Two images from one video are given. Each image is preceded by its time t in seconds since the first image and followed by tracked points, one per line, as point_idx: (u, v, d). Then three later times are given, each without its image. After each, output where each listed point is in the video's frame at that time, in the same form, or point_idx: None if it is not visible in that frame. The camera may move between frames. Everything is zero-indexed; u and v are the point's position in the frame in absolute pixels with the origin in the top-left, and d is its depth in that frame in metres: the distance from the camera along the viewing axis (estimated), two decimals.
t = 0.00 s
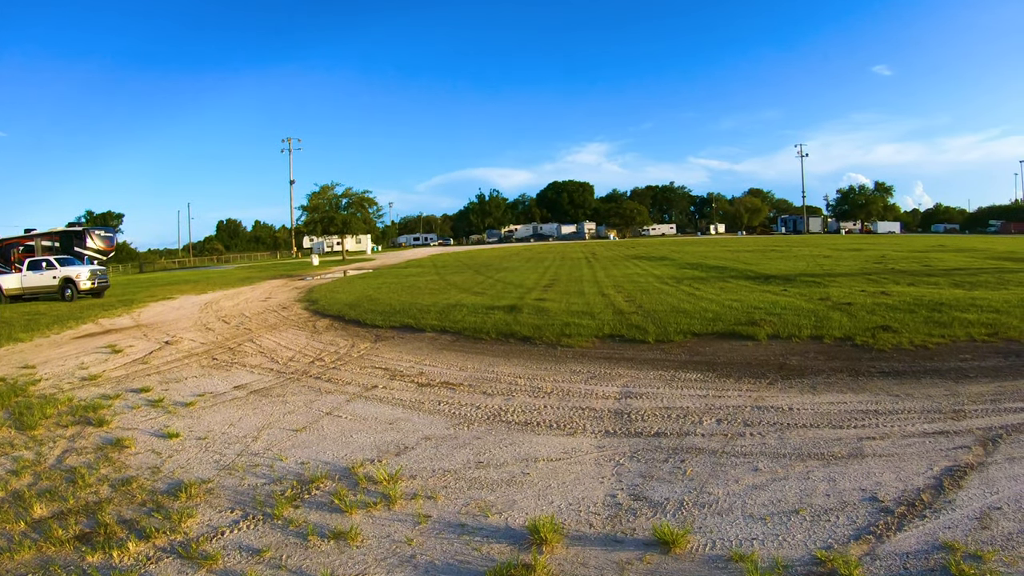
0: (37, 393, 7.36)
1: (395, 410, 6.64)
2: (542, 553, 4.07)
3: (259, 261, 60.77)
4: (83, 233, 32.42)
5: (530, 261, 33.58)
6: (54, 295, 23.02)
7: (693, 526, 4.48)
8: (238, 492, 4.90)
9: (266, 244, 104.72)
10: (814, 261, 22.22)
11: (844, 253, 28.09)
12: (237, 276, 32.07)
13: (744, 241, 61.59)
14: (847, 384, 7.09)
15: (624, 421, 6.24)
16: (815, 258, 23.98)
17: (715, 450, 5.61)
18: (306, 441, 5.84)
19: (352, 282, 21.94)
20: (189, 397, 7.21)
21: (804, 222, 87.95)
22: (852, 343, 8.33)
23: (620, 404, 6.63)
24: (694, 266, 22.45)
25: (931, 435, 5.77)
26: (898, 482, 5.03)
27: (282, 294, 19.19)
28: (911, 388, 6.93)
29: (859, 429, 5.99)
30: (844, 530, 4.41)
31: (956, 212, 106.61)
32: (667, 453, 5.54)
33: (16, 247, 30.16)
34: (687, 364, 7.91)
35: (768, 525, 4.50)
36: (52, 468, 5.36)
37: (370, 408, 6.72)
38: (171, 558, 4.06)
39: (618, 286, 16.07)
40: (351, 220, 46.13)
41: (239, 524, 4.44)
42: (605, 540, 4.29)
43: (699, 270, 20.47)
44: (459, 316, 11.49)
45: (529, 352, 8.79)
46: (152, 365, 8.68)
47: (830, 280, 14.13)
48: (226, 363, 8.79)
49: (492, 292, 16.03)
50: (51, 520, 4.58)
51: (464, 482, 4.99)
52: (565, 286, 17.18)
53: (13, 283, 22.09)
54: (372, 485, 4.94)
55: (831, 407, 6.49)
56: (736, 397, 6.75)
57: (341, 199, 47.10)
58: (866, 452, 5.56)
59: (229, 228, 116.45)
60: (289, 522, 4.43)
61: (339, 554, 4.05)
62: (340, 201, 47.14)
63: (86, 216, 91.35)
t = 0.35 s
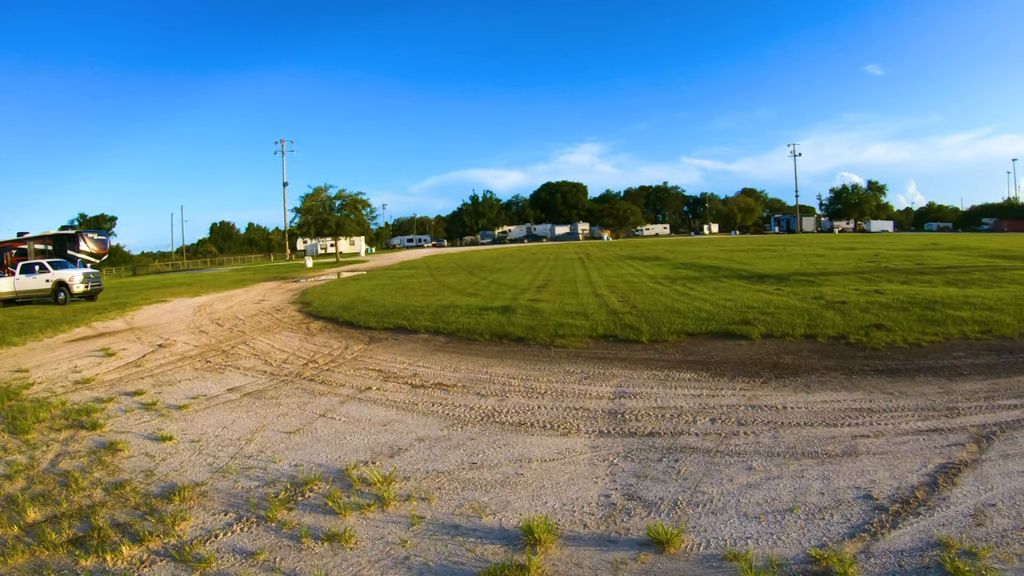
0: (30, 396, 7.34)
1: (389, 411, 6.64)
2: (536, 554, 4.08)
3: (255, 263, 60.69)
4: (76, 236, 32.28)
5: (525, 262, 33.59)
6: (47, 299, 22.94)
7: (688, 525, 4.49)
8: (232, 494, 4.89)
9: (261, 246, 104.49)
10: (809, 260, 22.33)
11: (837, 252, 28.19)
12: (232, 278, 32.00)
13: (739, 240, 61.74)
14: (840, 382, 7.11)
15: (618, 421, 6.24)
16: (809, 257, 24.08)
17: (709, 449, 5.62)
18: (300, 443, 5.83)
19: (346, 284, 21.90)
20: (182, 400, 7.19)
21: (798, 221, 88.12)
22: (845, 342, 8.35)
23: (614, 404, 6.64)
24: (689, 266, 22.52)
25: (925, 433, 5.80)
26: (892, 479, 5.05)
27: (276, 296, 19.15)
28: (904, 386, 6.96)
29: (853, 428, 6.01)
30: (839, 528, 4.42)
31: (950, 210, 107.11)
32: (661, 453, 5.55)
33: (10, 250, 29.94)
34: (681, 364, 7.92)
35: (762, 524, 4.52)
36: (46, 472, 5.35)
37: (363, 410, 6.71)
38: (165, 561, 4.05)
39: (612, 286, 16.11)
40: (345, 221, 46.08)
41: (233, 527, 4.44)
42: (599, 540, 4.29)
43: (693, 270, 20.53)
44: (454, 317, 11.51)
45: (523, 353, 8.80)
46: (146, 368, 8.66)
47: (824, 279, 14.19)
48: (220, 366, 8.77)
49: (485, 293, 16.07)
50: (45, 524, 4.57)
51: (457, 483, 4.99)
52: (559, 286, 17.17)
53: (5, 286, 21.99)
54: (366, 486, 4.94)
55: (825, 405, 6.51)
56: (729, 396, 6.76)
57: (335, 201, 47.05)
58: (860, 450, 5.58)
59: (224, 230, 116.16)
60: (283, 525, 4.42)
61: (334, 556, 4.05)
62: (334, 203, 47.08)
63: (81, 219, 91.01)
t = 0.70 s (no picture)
0: (26, 396, 7.33)
1: (385, 408, 6.65)
2: (531, 548, 4.10)
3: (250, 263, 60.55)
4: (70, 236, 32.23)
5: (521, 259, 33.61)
6: (42, 299, 22.85)
7: (683, 519, 4.51)
8: (228, 492, 4.89)
9: (257, 246, 104.37)
10: (804, 257, 22.36)
11: (832, 248, 28.25)
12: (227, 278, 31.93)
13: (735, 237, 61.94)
14: (835, 376, 7.13)
15: (613, 416, 6.26)
16: (803, 253, 24.16)
17: (704, 443, 5.64)
18: (295, 440, 5.84)
19: (341, 282, 21.88)
20: (177, 398, 7.19)
21: (793, 216, 88.04)
22: (840, 336, 8.38)
23: (609, 399, 6.65)
24: (684, 262, 22.56)
25: (919, 426, 5.82)
26: (887, 472, 5.08)
27: (271, 295, 19.13)
28: (898, 379, 6.99)
29: (848, 421, 6.04)
30: (833, 521, 4.44)
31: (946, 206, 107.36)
32: (656, 447, 5.57)
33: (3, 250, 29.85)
34: (675, 359, 7.94)
35: (757, 517, 4.54)
36: (41, 471, 5.35)
37: (359, 407, 6.72)
38: (161, 559, 4.06)
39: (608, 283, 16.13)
40: (339, 219, 46.07)
41: (229, 524, 4.45)
42: (594, 534, 4.31)
43: (688, 266, 20.58)
44: (449, 314, 11.52)
45: (518, 349, 8.81)
46: (141, 367, 8.66)
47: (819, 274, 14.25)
48: (215, 364, 8.77)
49: (481, 290, 16.09)
50: (41, 522, 4.57)
51: (453, 479, 5.00)
52: (554, 283, 17.19)
53: None
54: (361, 483, 4.95)
55: (819, 399, 6.53)
56: (724, 390, 6.78)
57: (330, 199, 47.01)
58: (855, 443, 5.61)
59: (220, 231, 116.03)
60: (279, 521, 4.43)
61: (329, 551, 4.06)
62: (329, 202, 47.05)
63: (76, 220, 90.74)
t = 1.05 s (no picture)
0: (21, 396, 7.30)
1: (382, 407, 6.64)
2: (530, 548, 4.11)
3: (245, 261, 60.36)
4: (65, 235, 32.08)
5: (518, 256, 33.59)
6: (37, 298, 22.72)
7: (681, 518, 4.53)
8: (225, 492, 4.88)
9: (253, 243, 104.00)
10: (799, 254, 22.40)
11: (827, 246, 28.35)
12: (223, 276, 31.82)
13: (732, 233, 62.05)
14: (830, 374, 7.15)
15: (610, 414, 6.27)
16: (800, 249, 24.18)
17: (700, 442, 5.65)
18: (292, 439, 5.83)
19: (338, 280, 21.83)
20: (174, 398, 7.17)
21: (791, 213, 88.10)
22: (836, 335, 8.40)
23: (606, 398, 6.66)
24: (680, 260, 22.60)
25: (915, 424, 5.85)
26: (883, 470, 5.10)
27: (268, 293, 19.08)
28: (894, 377, 7.02)
29: (844, 419, 6.06)
30: (831, 519, 4.46)
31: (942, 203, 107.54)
32: (653, 446, 5.58)
33: None
34: (672, 357, 7.95)
35: (755, 516, 4.55)
36: (37, 472, 5.33)
37: (356, 406, 6.71)
38: (159, 560, 4.05)
39: (604, 280, 16.13)
40: (336, 217, 45.91)
41: (227, 524, 4.44)
42: (593, 533, 4.33)
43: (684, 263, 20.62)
44: (446, 312, 11.51)
45: (515, 348, 8.81)
46: (137, 366, 8.63)
47: (815, 271, 14.30)
48: (211, 363, 8.75)
49: (477, 288, 16.07)
50: (38, 524, 4.55)
51: (450, 478, 5.00)
52: (551, 280, 17.18)
53: None
54: (359, 482, 4.95)
55: (815, 397, 6.55)
56: (721, 389, 6.79)
57: (326, 196, 46.89)
58: (851, 441, 5.63)
59: (216, 228, 115.67)
60: (277, 521, 4.43)
61: (328, 551, 4.07)
62: (325, 198, 46.91)
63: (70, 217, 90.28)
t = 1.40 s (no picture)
0: (26, 394, 7.28)
1: (387, 404, 6.62)
2: (538, 545, 4.10)
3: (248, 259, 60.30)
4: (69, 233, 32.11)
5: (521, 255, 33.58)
6: (40, 296, 22.69)
7: (689, 515, 4.51)
8: (231, 489, 4.86)
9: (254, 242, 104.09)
10: (801, 253, 22.33)
11: (830, 244, 28.32)
12: (226, 274, 31.77)
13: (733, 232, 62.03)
14: (836, 372, 7.13)
15: (616, 411, 6.25)
16: (803, 248, 24.12)
17: (707, 440, 5.63)
18: (298, 437, 5.80)
19: (340, 279, 21.81)
20: (179, 395, 7.15)
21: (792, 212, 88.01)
22: (841, 333, 8.38)
23: (612, 395, 6.64)
24: (682, 258, 22.58)
25: (921, 422, 5.83)
26: (890, 468, 5.08)
27: (271, 291, 19.06)
28: (900, 375, 6.99)
29: (850, 417, 6.03)
30: (839, 516, 4.44)
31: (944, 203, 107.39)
32: (660, 443, 5.55)
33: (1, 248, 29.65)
34: (677, 355, 7.93)
35: (762, 513, 4.53)
36: (43, 470, 5.30)
37: (361, 404, 6.68)
38: (165, 557, 4.04)
39: (607, 279, 16.08)
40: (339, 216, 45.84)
41: (233, 521, 4.42)
42: (600, 531, 4.31)
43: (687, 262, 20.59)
44: (450, 310, 11.48)
45: (520, 345, 8.78)
46: (141, 364, 8.61)
47: (818, 270, 14.28)
48: (216, 361, 8.73)
49: (481, 286, 16.05)
50: (43, 521, 4.53)
51: (457, 475, 4.98)
52: (554, 278, 17.16)
53: None
54: (365, 479, 4.92)
55: (821, 395, 6.52)
56: (727, 386, 6.77)
57: (329, 195, 46.92)
58: (858, 439, 5.60)
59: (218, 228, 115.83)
60: (283, 519, 4.41)
61: (335, 548, 4.06)
62: (328, 198, 46.93)
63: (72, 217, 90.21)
